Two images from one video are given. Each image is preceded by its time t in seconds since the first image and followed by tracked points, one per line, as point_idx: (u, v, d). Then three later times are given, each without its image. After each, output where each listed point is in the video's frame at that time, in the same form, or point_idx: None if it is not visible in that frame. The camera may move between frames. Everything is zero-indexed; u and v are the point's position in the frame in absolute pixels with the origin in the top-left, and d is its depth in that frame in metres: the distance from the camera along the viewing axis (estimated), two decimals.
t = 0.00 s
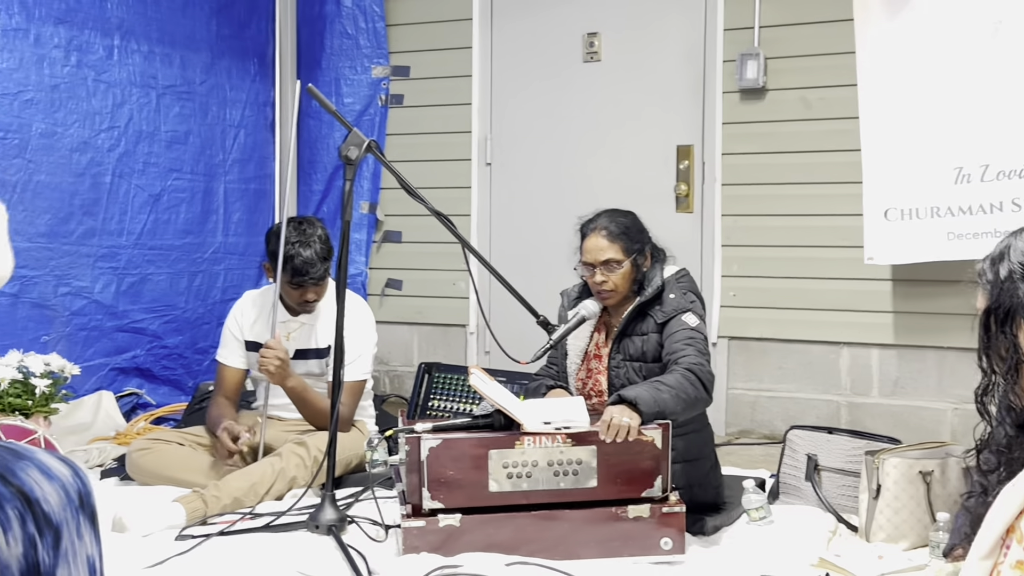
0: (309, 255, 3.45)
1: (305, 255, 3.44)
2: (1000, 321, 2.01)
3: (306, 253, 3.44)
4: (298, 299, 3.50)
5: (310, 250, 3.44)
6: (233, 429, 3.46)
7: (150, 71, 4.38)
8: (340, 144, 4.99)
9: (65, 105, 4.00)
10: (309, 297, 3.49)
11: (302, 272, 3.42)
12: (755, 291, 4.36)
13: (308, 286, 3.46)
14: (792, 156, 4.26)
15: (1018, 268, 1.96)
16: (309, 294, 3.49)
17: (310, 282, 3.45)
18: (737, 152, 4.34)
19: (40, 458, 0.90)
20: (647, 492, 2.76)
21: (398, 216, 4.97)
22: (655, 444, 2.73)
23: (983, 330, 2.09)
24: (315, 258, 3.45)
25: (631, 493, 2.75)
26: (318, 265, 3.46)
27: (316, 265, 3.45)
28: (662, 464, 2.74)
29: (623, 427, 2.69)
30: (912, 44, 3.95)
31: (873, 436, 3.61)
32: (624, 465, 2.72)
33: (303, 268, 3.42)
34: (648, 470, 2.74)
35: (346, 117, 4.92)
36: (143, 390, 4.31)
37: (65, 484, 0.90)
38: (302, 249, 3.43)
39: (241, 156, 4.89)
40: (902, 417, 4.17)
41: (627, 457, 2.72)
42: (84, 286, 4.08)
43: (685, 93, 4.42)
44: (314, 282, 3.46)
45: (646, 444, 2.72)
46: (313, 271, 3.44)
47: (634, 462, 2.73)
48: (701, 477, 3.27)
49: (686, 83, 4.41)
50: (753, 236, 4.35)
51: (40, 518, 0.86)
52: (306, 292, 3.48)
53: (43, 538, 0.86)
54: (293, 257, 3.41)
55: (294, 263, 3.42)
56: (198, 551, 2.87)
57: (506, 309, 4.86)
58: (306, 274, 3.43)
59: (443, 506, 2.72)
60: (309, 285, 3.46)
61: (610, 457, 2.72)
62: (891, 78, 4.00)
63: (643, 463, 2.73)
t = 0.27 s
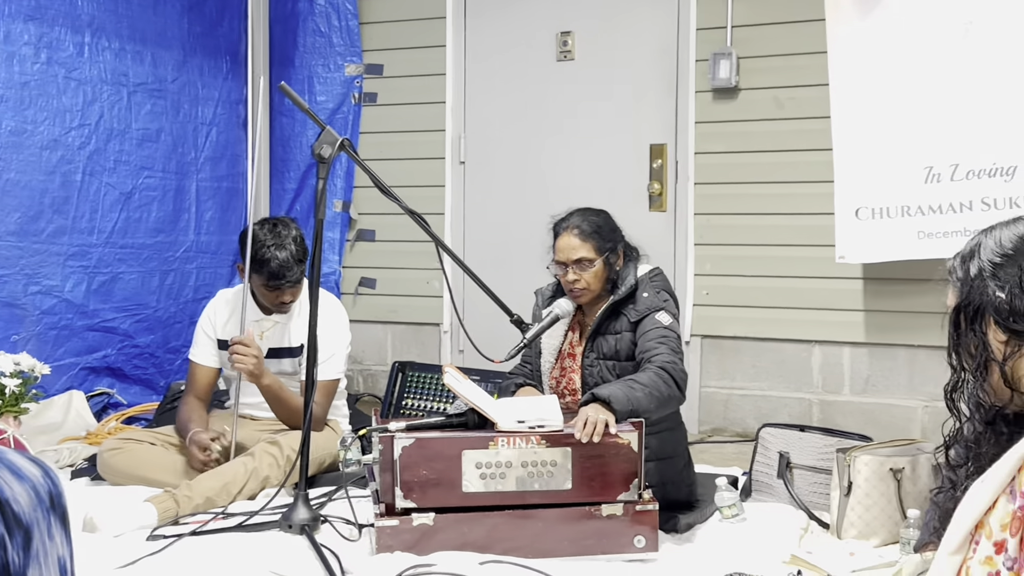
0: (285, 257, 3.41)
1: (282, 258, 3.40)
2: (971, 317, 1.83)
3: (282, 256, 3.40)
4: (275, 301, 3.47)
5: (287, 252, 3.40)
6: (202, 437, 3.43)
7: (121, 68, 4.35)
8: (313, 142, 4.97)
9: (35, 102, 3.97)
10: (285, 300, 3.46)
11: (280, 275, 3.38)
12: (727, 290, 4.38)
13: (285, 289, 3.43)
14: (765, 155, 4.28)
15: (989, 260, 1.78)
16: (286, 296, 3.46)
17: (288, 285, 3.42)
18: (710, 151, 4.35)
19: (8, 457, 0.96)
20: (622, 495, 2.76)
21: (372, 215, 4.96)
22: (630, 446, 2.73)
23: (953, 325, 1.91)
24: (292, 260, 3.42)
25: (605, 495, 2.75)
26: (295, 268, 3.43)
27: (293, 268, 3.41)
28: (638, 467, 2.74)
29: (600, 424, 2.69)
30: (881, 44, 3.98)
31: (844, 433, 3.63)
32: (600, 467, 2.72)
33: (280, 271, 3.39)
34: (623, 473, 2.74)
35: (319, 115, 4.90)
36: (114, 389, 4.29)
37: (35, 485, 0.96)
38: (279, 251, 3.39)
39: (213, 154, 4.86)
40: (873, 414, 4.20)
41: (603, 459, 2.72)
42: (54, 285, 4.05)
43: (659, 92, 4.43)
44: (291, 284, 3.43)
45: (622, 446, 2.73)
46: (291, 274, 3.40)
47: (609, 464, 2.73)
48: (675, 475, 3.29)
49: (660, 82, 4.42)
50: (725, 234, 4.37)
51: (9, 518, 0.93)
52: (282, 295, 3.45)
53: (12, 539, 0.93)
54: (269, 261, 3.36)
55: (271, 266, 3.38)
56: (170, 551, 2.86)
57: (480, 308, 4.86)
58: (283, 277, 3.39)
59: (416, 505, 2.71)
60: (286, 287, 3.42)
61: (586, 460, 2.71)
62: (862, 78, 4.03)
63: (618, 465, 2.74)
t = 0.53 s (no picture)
0: (264, 259, 3.39)
1: (261, 260, 3.38)
2: (945, 315, 1.82)
3: (261, 258, 3.38)
4: (253, 302, 3.47)
5: (266, 255, 3.38)
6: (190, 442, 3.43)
7: (95, 66, 4.32)
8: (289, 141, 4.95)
9: (8, 100, 3.93)
10: (263, 301, 3.46)
11: (259, 278, 3.37)
12: (703, 288, 4.40)
13: (263, 291, 3.42)
14: (740, 154, 4.30)
15: (965, 259, 1.77)
16: (264, 297, 3.46)
17: (266, 288, 3.41)
18: (686, 150, 4.37)
19: None
20: (597, 489, 2.78)
21: (348, 214, 4.95)
22: (604, 440, 2.74)
23: (927, 324, 1.90)
24: (270, 263, 3.40)
25: (579, 489, 2.76)
26: (274, 270, 3.42)
27: (271, 270, 3.40)
28: (611, 460, 2.77)
29: (575, 424, 2.69)
30: (855, 44, 4.01)
31: (819, 431, 3.65)
32: (575, 460, 2.74)
33: (259, 273, 3.37)
34: (597, 466, 2.76)
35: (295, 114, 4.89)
36: (88, 389, 4.26)
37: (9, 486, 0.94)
38: (258, 254, 3.36)
39: (188, 152, 4.84)
40: (848, 412, 4.23)
41: (577, 453, 2.74)
42: (27, 284, 4.02)
43: (635, 92, 4.44)
44: (269, 286, 3.43)
45: (595, 441, 2.74)
46: (270, 277, 3.40)
47: (583, 458, 2.74)
48: (651, 473, 3.30)
49: (636, 81, 4.43)
50: (701, 233, 4.38)
51: None
52: (260, 297, 3.45)
53: None
54: (247, 265, 3.35)
55: (251, 269, 3.36)
56: (145, 552, 2.84)
57: (457, 307, 4.86)
58: (262, 279, 3.39)
59: (393, 504, 2.71)
60: (265, 289, 3.42)
61: (561, 455, 2.73)
62: (837, 78, 4.05)
63: (592, 459, 2.75)
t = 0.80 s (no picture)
0: (247, 262, 3.38)
1: (244, 264, 3.37)
2: (926, 313, 1.74)
3: (244, 261, 3.37)
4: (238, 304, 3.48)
5: (249, 258, 3.37)
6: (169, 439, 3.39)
7: (77, 64, 4.30)
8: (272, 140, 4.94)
9: None
10: (247, 302, 3.47)
11: (242, 282, 3.38)
12: (686, 288, 4.41)
13: (247, 293, 3.43)
14: (724, 154, 4.32)
15: (944, 258, 1.70)
16: (247, 299, 3.47)
17: (250, 290, 3.42)
18: (670, 150, 4.38)
19: None
20: (582, 491, 2.77)
21: (332, 213, 4.94)
22: (590, 442, 2.74)
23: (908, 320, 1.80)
24: (253, 265, 3.40)
25: (564, 493, 2.76)
26: (257, 272, 3.42)
27: (255, 273, 3.41)
28: (598, 463, 2.76)
29: (562, 423, 2.70)
30: (836, 45, 4.03)
31: (801, 430, 3.67)
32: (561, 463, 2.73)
33: (242, 277, 3.38)
34: (583, 469, 2.75)
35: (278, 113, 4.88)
36: (70, 389, 4.24)
37: None
38: (242, 257, 3.36)
39: (171, 151, 4.82)
40: (830, 411, 4.25)
41: (563, 455, 2.73)
42: (9, 284, 4.00)
43: (619, 91, 4.45)
44: (252, 288, 3.43)
45: (581, 443, 2.74)
46: (253, 281, 3.40)
47: (569, 460, 2.74)
48: (634, 472, 3.32)
49: (619, 81, 4.44)
50: (685, 233, 4.39)
51: None
52: (244, 299, 3.45)
53: None
54: (231, 268, 3.35)
55: (233, 273, 3.36)
56: (127, 552, 2.83)
57: (441, 306, 4.85)
58: (245, 282, 3.39)
59: (376, 504, 2.71)
60: (248, 291, 3.43)
61: (546, 457, 2.72)
62: (819, 78, 4.07)
63: (577, 461, 2.75)
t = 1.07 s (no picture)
0: (235, 262, 3.38)
1: (232, 264, 3.37)
2: (916, 312, 1.74)
3: (232, 261, 3.37)
4: (225, 306, 3.48)
5: (237, 259, 3.37)
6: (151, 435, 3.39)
7: (66, 64, 4.29)
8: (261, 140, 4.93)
9: None
10: (235, 304, 3.46)
11: (230, 283, 3.37)
12: (676, 288, 4.41)
13: (234, 294, 3.42)
14: (714, 155, 4.32)
15: (935, 258, 1.70)
16: (235, 300, 3.45)
17: (238, 292, 3.41)
18: (659, 150, 4.39)
19: None
20: (573, 493, 2.77)
21: (321, 213, 4.93)
22: (580, 445, 2.73)
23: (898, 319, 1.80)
24: (241, 265, 3.39)
25: (554, 494, 2.76)
26: (245, 273, 3.41)
27: (242, 274, 3.40)
28: (588, 466, 2.75)
29: (553, 422, 2.70)
30: (825, 46, 4.04)
31: (790, 429, 3.67)
32: (551, 464, 2.73)
33: (230, 278, 3.37)
34: (575, 471, 2.75)
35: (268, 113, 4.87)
36: (58, 389, 4.23)
37: None
38: (229, 258, 3.35)
39: (160, 151, 4.82)
40: (819, 411, 4.26)
41: (554, 457, 2.73)
42: None
43: (608, 91, 4.45)
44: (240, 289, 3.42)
45: (572, 445, 2.73)
46: (241, 281, 3.39)
47: (560, 462, 2.74)
48: (623, 472, 3.32)
49: (608, 81, 4.45)
50: (674, 233, 4.40)
51: None
52: (231, 300, 3.44)
53: None
54: (218, 269, 3.34)
55: (221, 273, 3.35)
56: (116, 553, 2.83)
57: (431, 306, 4.85)
58: (234, 283, 3.38)
59: (366, 504, 2.70)
60: (236, 292, 3.42)
61: (536, 458, 2.72)
62: (808, 79, 4.08)
63: (568, 463, 2.74)
